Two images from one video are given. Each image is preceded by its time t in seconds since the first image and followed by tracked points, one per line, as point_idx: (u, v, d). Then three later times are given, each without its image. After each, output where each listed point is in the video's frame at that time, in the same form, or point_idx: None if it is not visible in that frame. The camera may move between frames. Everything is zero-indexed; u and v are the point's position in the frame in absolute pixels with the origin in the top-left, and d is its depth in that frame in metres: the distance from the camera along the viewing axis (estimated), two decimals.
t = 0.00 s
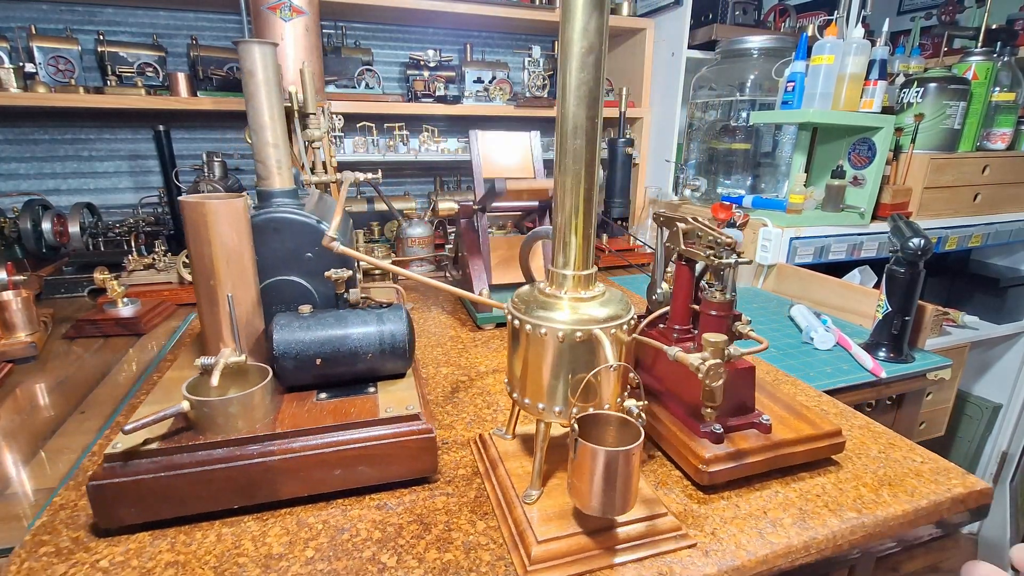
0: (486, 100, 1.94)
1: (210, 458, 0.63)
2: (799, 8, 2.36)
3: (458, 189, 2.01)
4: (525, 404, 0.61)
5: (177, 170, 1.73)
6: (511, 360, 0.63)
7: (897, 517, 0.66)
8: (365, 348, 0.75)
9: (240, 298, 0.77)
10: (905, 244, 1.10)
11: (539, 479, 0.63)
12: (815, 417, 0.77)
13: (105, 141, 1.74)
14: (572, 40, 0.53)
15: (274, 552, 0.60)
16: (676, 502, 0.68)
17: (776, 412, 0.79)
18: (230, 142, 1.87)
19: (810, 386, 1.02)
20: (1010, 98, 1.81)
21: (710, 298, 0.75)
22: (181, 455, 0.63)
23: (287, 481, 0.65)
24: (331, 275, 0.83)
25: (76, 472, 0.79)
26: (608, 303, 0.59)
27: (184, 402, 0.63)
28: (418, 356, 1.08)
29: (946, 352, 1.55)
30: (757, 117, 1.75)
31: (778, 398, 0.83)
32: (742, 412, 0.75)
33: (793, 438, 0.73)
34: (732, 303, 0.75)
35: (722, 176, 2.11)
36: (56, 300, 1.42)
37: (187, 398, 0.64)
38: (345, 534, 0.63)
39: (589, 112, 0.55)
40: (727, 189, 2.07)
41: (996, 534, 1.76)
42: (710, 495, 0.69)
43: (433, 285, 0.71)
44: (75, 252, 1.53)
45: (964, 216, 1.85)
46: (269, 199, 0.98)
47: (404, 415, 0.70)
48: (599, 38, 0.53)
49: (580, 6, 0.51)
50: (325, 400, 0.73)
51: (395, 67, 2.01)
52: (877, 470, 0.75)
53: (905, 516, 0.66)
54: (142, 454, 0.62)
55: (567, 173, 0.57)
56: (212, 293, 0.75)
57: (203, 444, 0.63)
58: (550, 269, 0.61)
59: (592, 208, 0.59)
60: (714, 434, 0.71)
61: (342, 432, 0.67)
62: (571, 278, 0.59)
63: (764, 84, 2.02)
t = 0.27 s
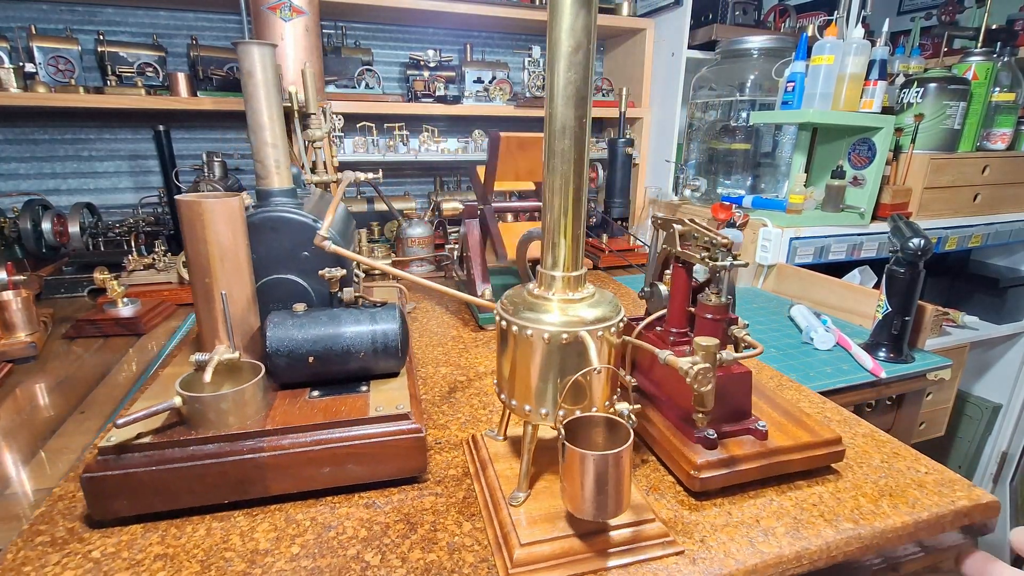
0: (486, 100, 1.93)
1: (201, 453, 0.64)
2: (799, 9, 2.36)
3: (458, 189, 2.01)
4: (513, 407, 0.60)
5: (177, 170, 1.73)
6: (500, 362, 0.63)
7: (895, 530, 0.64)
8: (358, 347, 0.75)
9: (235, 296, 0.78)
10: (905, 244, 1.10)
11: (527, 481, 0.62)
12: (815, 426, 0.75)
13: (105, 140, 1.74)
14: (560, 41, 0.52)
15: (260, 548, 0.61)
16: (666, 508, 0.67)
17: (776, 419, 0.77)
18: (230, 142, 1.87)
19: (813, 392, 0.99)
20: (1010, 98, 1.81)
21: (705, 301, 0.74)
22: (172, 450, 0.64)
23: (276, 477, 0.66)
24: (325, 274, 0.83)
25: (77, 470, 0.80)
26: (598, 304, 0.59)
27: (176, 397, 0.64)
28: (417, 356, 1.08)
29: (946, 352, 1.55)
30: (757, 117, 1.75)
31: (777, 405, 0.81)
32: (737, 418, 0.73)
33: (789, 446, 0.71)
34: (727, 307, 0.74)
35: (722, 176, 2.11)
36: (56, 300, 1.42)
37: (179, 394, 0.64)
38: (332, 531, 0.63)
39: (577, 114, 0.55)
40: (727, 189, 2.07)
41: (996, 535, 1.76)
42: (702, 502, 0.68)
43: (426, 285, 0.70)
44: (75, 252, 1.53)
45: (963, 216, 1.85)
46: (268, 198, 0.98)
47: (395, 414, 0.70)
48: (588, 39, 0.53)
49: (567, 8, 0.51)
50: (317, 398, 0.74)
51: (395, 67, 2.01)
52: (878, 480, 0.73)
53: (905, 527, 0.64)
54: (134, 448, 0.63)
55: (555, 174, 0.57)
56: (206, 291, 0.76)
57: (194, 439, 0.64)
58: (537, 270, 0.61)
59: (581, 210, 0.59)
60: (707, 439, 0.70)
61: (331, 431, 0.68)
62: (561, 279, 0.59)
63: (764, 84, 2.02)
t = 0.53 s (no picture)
0: (486, 100, 1.93)
1: (191, 448, 0.64)
2: (799, 9, 2.36)
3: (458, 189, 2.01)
4: (499, 409, 0.60)
5: (177, 170, 1.73)
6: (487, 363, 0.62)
7: (894, 543, 0.61)
8: (350, 345, 0.76)
9: (229, 294, 0.78)
10: (905, 244, 1.10)
11: (512, 483, 0.61)
12: (816, 434, 0.72)
13: (105, 140, 1.74)
14: (547, 40, 0.52)
15: (246, 543, 0.61)
16: (655, 513, 0.65)
17: (775, 426, 0.75)
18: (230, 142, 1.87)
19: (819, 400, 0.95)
20: (1010, 98, 1.81)
21: (701, 304, 0.72)
22: (163, 444, 0.64)
23: (265, 473, 0.66)
24: (319, 271, 0.84)
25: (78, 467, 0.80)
26: (587, 305, 0.59)
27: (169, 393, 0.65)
28: (416, 356, 1.08)
29: (946, 352, 1.55)
30: (757, 117, 1.75)
31: (774, 410, 0.79)
32: (732, 424, 0.71)
33: (784, 454, 0.69)
34: (723, 310, 0.72)
35: (722, 177, 2.11)
36: (56, 300, 1.42)
37: (171, 390, 0.65)
38: (318, 529, 0.63)
39: (565, 115, 0.54)
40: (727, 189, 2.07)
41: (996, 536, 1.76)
42: (692, 509, 0.66)
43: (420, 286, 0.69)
44: (75, 252, 1.53)
45: (963, 216, 1.85)
46: (268, 198, 0.98)
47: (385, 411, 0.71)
48: (576, 39, 0.52)
49: (555, 8, 0.51)
50: (309, 396, 0.75)
51: (395, 68, 2.01)
52: (878, 491, 0.69)
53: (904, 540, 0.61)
54: (126, 441, 0.64)
55: (543, 174, 0.56)
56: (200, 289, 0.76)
57: (186, 434, 0.65)
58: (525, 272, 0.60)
59: (569, 212, 0.58)
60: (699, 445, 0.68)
61: (321, 428, 0.68)
62: (550, 280, 0.58)
63: (763, 85, 2.02)
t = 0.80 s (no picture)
0: (486, 100, 1.93)
1: (183, 443, 0.65)
2: (799, 9, 2.36)
3: (458, 189, 2.01)
4: (488, 410, 0.60)
5: (177, 170, 1.73)
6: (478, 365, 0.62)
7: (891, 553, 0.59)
8: (343, 344, 0.76)
9: (225, 292, 0.78)
10: (905, 245, 1.10)
11: (500, 484, 0.61)
12: (812, 442, 0.71)
13: (105, 140, 1.74)
14: (535, 39, 0.51)
15: (236, 538, 0.62)
16: (645, 518, 0.65)
17: (771, 432, 0.74)
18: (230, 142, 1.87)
19: (822, 406, 0.93)
20: (1010, 98, 1.81)
21: (694, 307, 0.72)
22: (157, 438, 0.65)
23: (257, 470, 0.67)
24: (313, 270, 0.84)
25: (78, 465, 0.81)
26: (578, 306, 0.58)
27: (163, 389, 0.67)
28: (416, 356, 1.08)
29: (946, 352, 1.55)
30: (756, 117, 1.75)
31: (771, 416, 0.78)
32: (726, 430, 0.70)
33: (780, 461, 0.68)
34: (717, 313, 0.71)
35: (722, 177, 2.11)
36: (56, 300, 1.42)
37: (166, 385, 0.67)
38: (306, 526, 0.63)
39: (553, 116, 0.54)
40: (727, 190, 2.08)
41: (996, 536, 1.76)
42: (684, 515, 0.65)
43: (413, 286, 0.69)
44: (75, 252, 1.53)
45: (963, 216, 1.85)
46: (268, 198, 0.99)
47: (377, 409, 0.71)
48: (565, 39, 0.52)
49: (542, 8, 0.50)
50: (303, 394, 0.75)
51: (395, 68, 2.01)
52: (878, 500, 0.68)
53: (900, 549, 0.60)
54: (120, 435, 0.65)
55: (531, 176, 0.56)
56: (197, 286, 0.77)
57: (179, 429, 0.66)
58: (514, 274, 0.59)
59: (558, 214, 0.57)
60: (692, 450, 0.67)
61: (313, 425, 0.68)
62: (539, 281, 0.57)
63: (764, 85, 2.02)
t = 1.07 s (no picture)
0: (486, 100, 1.93)
1: (181, 441, 0.65)
2: (799, 9, 2.36)
3: (457, 189, 2.01)
4: (482, 410, 0.60)
5: (178, 170, 1.73)
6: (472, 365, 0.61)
7: (889, 559, 0.59)
8: (340, 344, 0.76)
9: (222, 291, 0.78)
10: (905, 245, 1.10)
11: (495, 485, 0.61)
12: (812, 445, 0.71)
13: (105, 140, 1.74)
14: (530, 39, 0.51)
15: (230, 536, 0.62)
16: (640, 521, 0.65)
17: (770, 435, 0.73)
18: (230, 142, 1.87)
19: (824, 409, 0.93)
20: (1010, 99, 1.81)
21: (693, 309, 0.72)
22: (155, 436, 0.65)
23: (253, 468, 0.67)
24: (312, 270, 0.84)
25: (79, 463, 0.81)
26: (574, 306, 0.58)
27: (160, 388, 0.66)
28: (416, 356, 1.08)
29: (946, 352, 1.55)
30: (756, 117, 1.75)
31: (769, 417, 0.78)
32: (722, 433, 0.70)
33: (777, 465, 0.67)
34: (714, 315, 0.72)
35: (722, 177, 2.12)
36: (56, 300, 1.42)
37: (163, 385, 0.66)
38: (301, 524, 0.64)
39: (548, 116, 0.53)
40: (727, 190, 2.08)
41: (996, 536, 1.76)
42: (680, 518, 0.65)
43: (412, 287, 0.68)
44: (75, 252, 1.53)
45: (963, 216, 1.85)
46: (268, 197, 0.99)
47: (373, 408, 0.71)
48: (559, 38, 0.51)
49: (536, 7, 0.50)
50: (300, 393, 0.75)
51: (395, 68, 2.01)
52: (877, 505, 0.68)
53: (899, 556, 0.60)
54: (118, 433, 0.65)
55: (525, 176, 0.55)
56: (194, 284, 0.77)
57: (176, 427, 0.66)
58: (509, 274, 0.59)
59: (553, 214, 0.57)
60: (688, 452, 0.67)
61: (309, 424, 0.68)
62: (534, 282, 0.57)
63: (763, 85, 2.03)
